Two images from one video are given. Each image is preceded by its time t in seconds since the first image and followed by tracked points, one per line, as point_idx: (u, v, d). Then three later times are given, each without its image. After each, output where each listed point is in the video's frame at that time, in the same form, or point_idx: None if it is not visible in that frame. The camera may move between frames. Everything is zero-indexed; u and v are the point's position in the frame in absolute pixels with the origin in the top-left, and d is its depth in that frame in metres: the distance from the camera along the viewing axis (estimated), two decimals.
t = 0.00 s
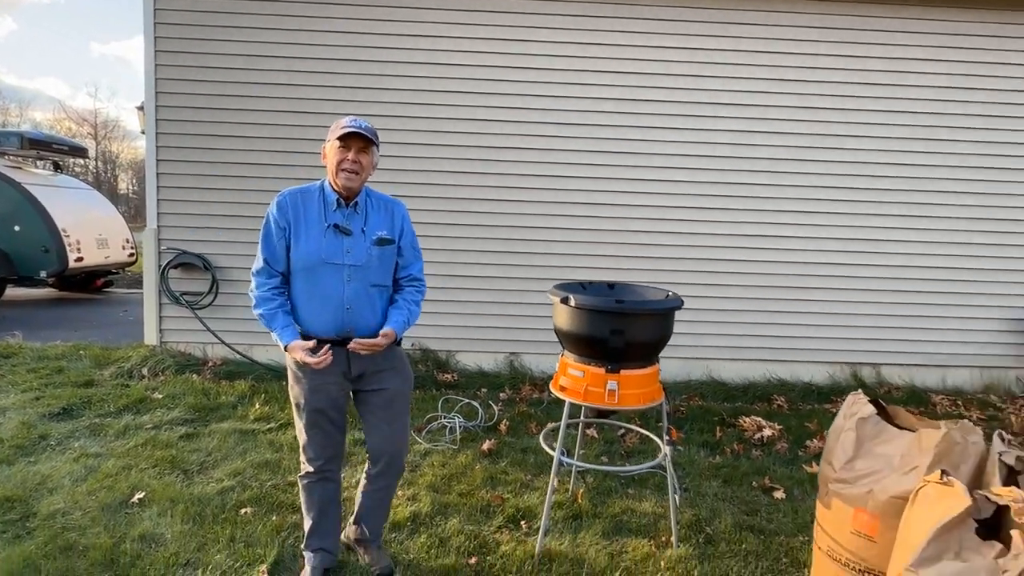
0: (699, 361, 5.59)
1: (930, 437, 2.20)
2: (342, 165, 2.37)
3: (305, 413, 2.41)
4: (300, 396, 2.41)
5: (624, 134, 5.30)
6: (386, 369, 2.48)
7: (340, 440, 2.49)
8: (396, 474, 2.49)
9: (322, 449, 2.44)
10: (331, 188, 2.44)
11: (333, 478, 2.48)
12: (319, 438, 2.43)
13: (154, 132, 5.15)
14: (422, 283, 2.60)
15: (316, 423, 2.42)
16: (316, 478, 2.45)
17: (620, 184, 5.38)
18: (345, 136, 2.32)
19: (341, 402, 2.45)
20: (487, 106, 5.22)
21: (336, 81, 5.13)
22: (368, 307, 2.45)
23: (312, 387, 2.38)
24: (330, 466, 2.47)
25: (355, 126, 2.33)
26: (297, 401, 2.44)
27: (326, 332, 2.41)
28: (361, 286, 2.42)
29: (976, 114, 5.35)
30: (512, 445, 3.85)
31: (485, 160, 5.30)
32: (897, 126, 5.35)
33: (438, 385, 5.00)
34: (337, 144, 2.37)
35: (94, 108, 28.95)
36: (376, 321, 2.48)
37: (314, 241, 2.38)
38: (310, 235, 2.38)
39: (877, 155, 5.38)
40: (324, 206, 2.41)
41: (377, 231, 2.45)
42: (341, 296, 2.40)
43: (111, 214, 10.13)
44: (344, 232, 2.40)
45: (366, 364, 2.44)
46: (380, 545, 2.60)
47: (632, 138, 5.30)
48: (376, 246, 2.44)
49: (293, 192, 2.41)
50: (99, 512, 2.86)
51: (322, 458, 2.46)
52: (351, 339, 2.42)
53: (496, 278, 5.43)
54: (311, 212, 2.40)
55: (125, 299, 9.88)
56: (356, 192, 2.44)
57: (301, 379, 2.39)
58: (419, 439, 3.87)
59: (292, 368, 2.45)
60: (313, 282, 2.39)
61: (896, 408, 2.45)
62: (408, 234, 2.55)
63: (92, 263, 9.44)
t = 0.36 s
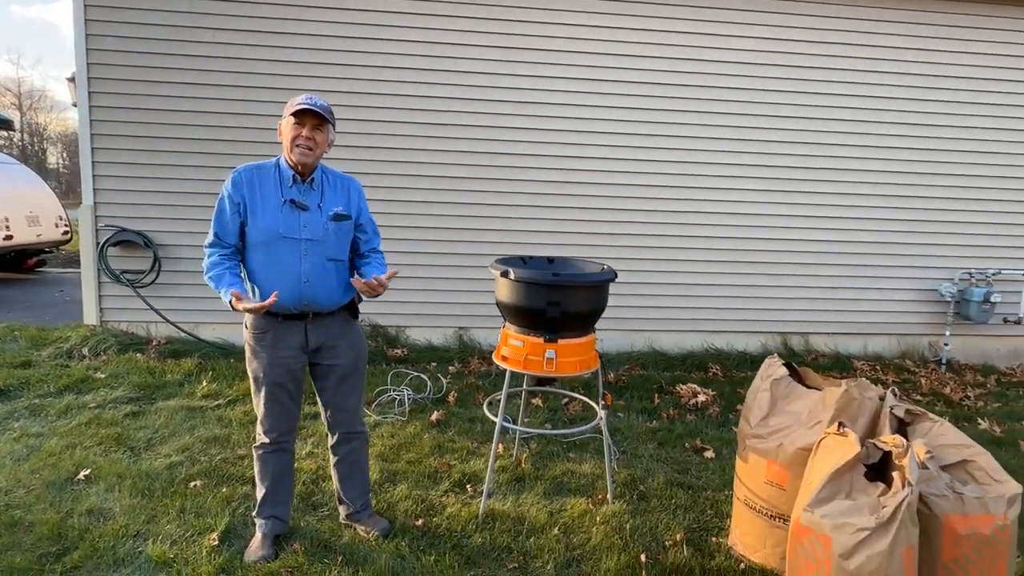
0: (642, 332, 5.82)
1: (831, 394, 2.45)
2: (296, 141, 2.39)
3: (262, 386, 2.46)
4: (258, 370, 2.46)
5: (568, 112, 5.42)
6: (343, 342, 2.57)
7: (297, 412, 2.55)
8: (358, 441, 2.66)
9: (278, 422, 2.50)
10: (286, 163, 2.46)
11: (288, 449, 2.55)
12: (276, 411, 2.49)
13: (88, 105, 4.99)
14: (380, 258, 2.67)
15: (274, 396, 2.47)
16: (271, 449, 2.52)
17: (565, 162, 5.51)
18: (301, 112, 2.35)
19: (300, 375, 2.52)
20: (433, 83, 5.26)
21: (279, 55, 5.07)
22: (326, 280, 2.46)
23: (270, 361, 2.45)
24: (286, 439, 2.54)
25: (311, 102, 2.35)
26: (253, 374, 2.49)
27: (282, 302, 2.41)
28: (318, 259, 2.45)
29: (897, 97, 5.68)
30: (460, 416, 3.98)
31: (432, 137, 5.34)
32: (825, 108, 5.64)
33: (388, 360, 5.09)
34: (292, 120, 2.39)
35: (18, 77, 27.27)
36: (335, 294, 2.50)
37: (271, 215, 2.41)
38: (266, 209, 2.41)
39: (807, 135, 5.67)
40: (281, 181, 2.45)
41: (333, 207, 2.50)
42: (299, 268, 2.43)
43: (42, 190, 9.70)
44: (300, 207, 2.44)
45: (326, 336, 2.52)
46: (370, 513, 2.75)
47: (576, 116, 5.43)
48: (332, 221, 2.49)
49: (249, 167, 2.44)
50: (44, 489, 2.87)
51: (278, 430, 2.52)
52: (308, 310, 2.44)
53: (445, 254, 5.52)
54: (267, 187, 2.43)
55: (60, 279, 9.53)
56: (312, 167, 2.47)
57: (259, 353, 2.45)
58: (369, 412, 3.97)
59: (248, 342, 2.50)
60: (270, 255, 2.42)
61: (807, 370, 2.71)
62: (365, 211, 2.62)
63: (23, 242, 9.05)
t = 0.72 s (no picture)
0: (625, 322, 5.92)
1: (788, 376, 2.55)
2: (308, 142, 2.39)
3: (266, 367, 2.50)
4: (266, 351, 2.50)
5: (552, 105, 5.50)
6: (349, 329, 2.61)
7: (297, 396, 2.60)
8: (354, 425, 2.69)
9: (275, 405, 2.55)
10: (299, 161, 2.47)
11: (281, 434, 2.61)
12: (278, 394, 2.54)
13: (76, 98, 5.05)
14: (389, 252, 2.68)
15: (278, 378, 2.51)
16: (263, 432, 2.58)
17: (549, 155, 5.59)
18: (313, 113, 2.35)
19: (306, 358, 2.56)
20: (419, 77, 5.33)
21: (266, 49, 5.13)
22: (336, 276, 2.51)
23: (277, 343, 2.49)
24: (280, 422, 2.59)
25: (322, 103, 2.35)
26: (261, 355, 2.52)
27: (294, 297, 2.48)
28: (328, 254, 2.48)
29: (875, 91, 5.78)
30: (442, 402, 4.08)
31: (417, 130, 5.41)
32: (804, 101, 5.73)
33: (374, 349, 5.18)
34: (305, 121, 2.39)
35: (9, 69, 27.14)
36: (345, 288, 2.55)
37: (284, 213, 2.43)
38: (280, 207, 2.43)
39: (787, 128, 5.77)
40: (294, 177, 2.45)
41: (344, 204, 2.51)
42: (310, 264, 2.46)
43: (33, 182, 9.73)
44: (312, 204, 2.45)
45: (335, 323, 2.56)
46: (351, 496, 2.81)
47: (559, 110, 5.52)
48: (342, 217, 2.50)
49: (264, 164, 2.45)
50: (32, 472, 2.96)
51: (276, 413, 2.57)
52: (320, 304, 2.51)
53: (430, 245, 5.60)
54: (281, 184, 2.44)
55: (52, 270, 9.58)
56: (324, 166, 2.47)
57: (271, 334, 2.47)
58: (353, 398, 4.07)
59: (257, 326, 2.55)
60: (282, 251, 2.45)
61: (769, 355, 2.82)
62: (374, 205, 2.62)
63: (14, 234, 9.10)
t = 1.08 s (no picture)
0: (658, 318, 5.92)
1: (801, 370, 2.56)
2: (348, 135, 2.53)
3: (308, 347, 2.65)
4: (307, 334, 2.66)
5: (586, 101, 5.55)
6: (377, 315, 2.72)
7: (338, 375, 2.74)
8: (378, 407, 2.83)
9: (321, 384, 2.69)
10: (340, 154, 2.62)
11: (328, 411, 2.75)
12: (321, 373, 2.68)
13: (137, 98, 5.40)
14: (422, 245, 2.78)
15: (318, 357, 2.66)
16: (313, 408, 2.72)
17: (583, 150, 5.64)
18: (352, 108, 2.49)
19: (343, 340, 2.70)
20: (456, 75, 5.48)
21: (310, 50, 5.37)
22: (368, 263, 2.63)
23: (316, 325, 2.64)
24: (326, 398, 2.73)
25: (360, 99, 2.48)
26: (302, 338, 2.68)
27: (328, 281, 2.61)
28: (361, 241, 2.61)
29: (922, 82, 5.60)
30: (469, 391, 4.21)
31: (453, 126, 5.56)
32: (846, 94, 5.61)
33: (409, 339, 5.35)
34: (346, 115, 2.54)
35: (84, 72, 28.74)
36: (376, 275, 2.66)
37: (323, 200, 2.58)
38: (320, 195, 2.58)
39: (827, 122, 5.66)
40: (335, 168, 2.61)
41: (379, 194, 2.64)
42: (344, 249, 2.60)
43: (102, 178, 10.35)
44: (349, 193, 2.59)
45: (368, 308, 2.69)
46: (376, 475, 2.95)
47: (593, 105, 5.57)
48: (376, 207, 2.62)
49: (309, 155, 2.62)
50: (90, 443, 3.23)
51: (320, 391, 2.72)
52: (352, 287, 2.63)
53: (465, 239, 5.74)
54: (323, 173, 2.59)
55: (118, 261, 10.17)
56: (362, 158, 2.61)
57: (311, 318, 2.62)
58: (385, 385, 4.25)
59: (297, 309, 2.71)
60: (320, 237, 2.60)
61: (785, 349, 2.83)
62: (409, 198, 2.74)
63: (84, 227, 9.71)
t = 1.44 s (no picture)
0: (701, 318, 5.87)
1: (830, 372, 2.55)
2: (381, 137, 2.68)
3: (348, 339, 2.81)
4: (346, 327, 2.82)
5: (629, 100, 5.59)
6: (411, 310, 2.86)
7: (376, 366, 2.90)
8: (414, 398, 2.96)
9: (360, 374, 2.86)
10: (374, 156, 2.76)
11: (365, 399, 2.92)
12: (358, 364, 2.85)
13: (205, 103, 5.78)
14: (453, 239, 2.91)
15: (357, 350, 2.82)
16: (352, 397, 2.90)
17: (626, 150, 5.68)
18: (383, 111, 2.64)
19: (380, 333, 2.85)
20: (501, 77, 5.63)
21: (363, 54, 5.63)
22: (402, 259, 2.77)
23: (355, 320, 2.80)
24: (365, 388, 2.90)
25: (391, 102, 2.64)
26: (342, 331, 2.85)
27: (366, 276, 2.76)
28: (396, 238, 2.75)
29: (984, 77, 5.38)
30: (507, 386, 4.32)
31: (498, 128, 5.71)
32: (901, 91, 5.45)
33: (453, 335, 5.50)
34: (376, 119, 2.68)
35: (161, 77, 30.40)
36: (411, 270, 2.80)
37: (359, 200, 2.72)
38: (356, 195, 2.73)
39: (880, 120, 5.51)
40: (369, 169, 2.75)
41: (411, 192, 2.77)
42: (380, 246, 2.74)
43: (174, 178, 10.99)
44: (383, 192, 2.73)
45: (402, 303, 2.83)
46: (412, 462, 3.09)
47: (637, 105, 5.60)
48: (409, 204, 2.76)
49: (345, 158, 2.77)
50: (154, 422, 3.50)
51: (358, 381, 2.89)
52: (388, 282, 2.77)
53: (508, 237, 5.86)
54: (358, 174, 2.74)
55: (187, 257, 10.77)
56: (394, 158, 2.75)
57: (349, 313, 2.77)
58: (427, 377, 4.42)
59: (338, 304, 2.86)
60: (357, 235, 2.74)
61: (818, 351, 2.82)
62: (440, 195, 2.86)
63: (157, 224, 10.35)
